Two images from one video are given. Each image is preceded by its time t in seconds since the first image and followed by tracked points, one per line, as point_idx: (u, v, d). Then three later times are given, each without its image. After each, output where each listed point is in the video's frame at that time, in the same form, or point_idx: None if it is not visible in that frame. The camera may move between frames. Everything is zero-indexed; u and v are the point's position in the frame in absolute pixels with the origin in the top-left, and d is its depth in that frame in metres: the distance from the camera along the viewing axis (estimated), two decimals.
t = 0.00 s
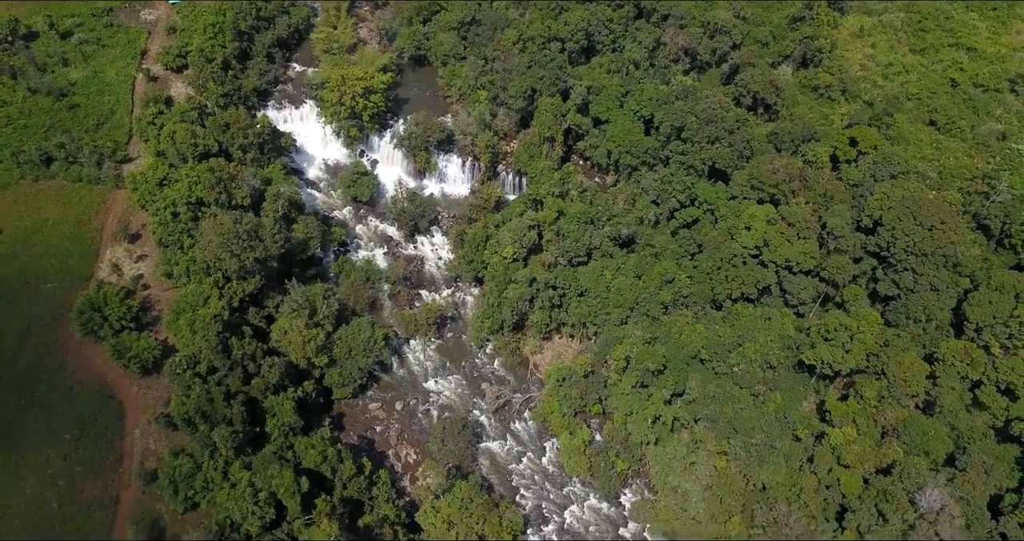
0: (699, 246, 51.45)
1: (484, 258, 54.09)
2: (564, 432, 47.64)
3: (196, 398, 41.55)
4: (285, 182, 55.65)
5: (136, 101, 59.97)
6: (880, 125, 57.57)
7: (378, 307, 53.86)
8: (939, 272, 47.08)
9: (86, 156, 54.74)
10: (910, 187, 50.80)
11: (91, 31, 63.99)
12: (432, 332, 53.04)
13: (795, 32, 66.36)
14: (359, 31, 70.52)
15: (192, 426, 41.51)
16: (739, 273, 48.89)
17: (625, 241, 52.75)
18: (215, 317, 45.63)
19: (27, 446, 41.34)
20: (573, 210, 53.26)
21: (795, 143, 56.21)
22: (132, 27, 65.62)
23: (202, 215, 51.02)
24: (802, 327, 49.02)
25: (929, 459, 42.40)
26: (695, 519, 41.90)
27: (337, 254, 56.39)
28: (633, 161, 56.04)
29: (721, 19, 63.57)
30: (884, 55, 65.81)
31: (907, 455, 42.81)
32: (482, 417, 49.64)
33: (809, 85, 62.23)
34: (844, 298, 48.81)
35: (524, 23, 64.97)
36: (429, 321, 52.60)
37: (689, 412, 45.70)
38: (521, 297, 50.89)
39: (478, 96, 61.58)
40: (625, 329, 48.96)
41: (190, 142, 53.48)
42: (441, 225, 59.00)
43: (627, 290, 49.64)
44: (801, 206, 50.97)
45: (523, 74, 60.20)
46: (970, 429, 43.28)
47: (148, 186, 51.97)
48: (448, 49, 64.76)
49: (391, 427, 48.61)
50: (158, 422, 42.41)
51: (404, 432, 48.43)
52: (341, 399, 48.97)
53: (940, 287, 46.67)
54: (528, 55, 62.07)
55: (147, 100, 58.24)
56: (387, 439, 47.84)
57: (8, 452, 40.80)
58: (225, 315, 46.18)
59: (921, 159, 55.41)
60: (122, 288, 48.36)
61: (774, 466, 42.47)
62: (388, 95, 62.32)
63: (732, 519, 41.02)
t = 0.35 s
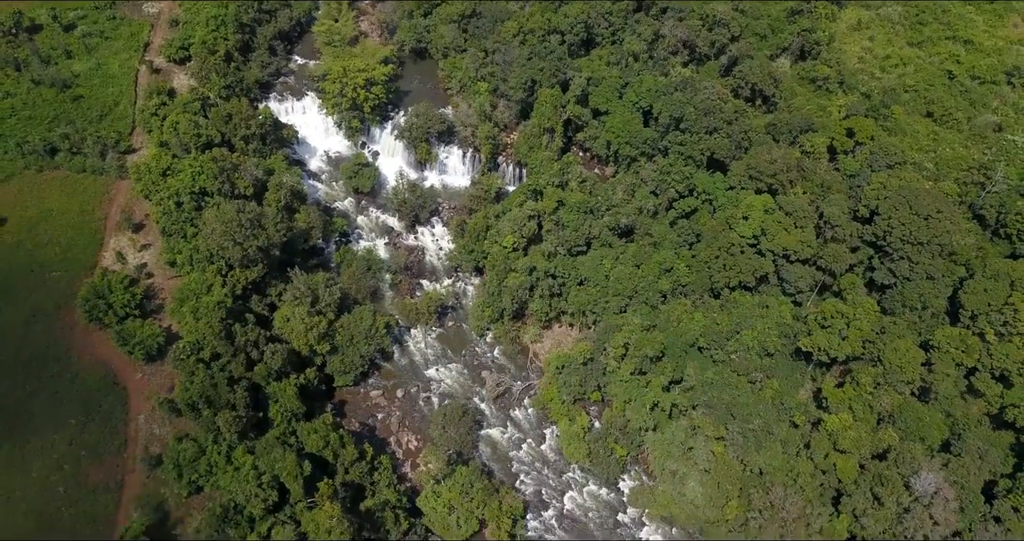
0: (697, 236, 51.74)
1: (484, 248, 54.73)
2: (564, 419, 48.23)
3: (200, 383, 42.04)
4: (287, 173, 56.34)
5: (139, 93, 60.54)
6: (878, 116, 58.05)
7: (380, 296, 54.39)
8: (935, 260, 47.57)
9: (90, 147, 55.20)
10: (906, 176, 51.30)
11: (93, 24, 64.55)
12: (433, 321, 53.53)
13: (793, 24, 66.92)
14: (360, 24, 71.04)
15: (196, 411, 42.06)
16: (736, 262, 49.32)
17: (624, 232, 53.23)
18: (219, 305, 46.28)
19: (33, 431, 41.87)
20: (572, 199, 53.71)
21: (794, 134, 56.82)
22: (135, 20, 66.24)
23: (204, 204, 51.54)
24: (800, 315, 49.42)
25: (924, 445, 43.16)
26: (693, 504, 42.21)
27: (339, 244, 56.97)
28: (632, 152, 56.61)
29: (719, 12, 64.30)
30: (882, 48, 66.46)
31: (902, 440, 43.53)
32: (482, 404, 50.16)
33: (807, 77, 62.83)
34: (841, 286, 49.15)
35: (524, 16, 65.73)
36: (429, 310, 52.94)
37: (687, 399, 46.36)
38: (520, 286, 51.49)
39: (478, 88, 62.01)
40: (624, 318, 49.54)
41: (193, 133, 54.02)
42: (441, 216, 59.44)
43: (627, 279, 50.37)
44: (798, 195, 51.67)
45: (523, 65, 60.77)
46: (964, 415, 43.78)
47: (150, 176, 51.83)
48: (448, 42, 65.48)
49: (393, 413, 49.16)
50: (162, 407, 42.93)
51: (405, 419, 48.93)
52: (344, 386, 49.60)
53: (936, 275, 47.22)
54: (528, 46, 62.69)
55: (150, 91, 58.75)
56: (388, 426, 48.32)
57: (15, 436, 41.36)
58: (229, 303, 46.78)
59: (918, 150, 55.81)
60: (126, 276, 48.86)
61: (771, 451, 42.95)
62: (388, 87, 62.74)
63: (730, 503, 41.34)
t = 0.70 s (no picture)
0: (695, 224, 52.11)
1: (484, 237, 55.30)
2: (563, 404, 48.86)
3: (205, 366, 42.77)
4: (290, 162, 57.01)
5: (142, 84, 61.31)
6: (875, 107, 58.52)
7: (381, 285, 54.92)
8: (930, 248, 48.10)
9: (94, 137, 55.82)
10: (902, 165, 51.82)
11: (97, 16, 65.34)
12: (434, 309, 54.20)
13: (791, 16, 67.48)
14: (361, 16, 71.32)
15: (200, 395, 42.59)
16: (734, 250, 49.79)
17: (622, 220, 54.31)
18: (222, 291, 46.98)
19: (38, 413, 42.30)
20: (572, 188, 54.05)
21: (791, 125, 57.69)
22: (138, 13, 67.19)
23: (208, 193, 52.10)
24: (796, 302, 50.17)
25: (919, 429, 43.78)
26: (692, 488, 42.92)
27: (341, 234, 57.51)
28: (632, 142, 57.19)
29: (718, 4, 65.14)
30: (879, 41, 67.21)
31: (896, 424, 44.10)
32: (482, 391, 50.73)
33: (804, 68, 63.48)
34: (837, 274, 50.05)
35: (524, 8, 66.57)
36: (430, 298, 53.75)
37: (684, 385, 46.73)
38: (520, 273, 52.14)
39: (479, 79, 63.21)
40: (623, 305, 50.05)
41: (196, 123, 54.63)
42: (442, 206, 59.92)
43: (626, 266, 50.86)
44: (795, 183, 52.26)
45: (523, 56, 61.72)
46: (958, 401, 44.32)
47: (155, 165, 52.46)
48: (449, 34, 66.66)
49: (394, 400, 49.72)
50: (167, 391, 43.49)
51: (406, 405, 49.51)
52: (345, 373, 50.20)
53: (931, 263, 47.73)
54: (529, 38, 63.77)
55: (153, 82, 59.46)
56: (390, 412, 48.96)
57: (20, 419, 41.77)
58: (232, 289, 47.38)
59: (914, 140, 56.31)
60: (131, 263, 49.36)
61: (768, 435, 43.38)
62: (389, 78, 63.28)
63: (727, 486, 42.29)
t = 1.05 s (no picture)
0: (693, 215, 53.18)
1: (485, 226, 55.76)
2: (563, 391, 49.34)
3: (209, 352, 43.44)
4: (291, 152, 57.25)
5: (145, 76, 61.81)
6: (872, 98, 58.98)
7: (383, 274, 55.46)
8: (926, 236, 48.67)
9: (97, 128, 56.32)
10: (898, 156, 52.34)
11: (100, 9, 65.84)
12: (434, 298, 54.63)
13: (789, 9, 68.09)
14: (363, 10, 71.64)
15: (203, 381, 43.07)
16: (731, 239, 50.24)
17: (622, 210, 54.84)
18: (225, 279, 47.36)
19: (43, 399, 42.66)
20: (572, 178, 54.62)
21: (790, 116, 57.93)
22: (140, 5, 67.69)
23: (211, 183, 52.59)
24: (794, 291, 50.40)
25: (915, 416, 44.24)
26: (690, 473, 43.93)
27: (342, 224, 57.74)
28: (631, 133, 57.81)
29: None
30: (876, 34, 67.77)
31: (893, 411, 44.45)
32: (482, 379, 51.19)
33: (802, 61, 64.07)
34: (834, 264, 50.34)
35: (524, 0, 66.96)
36: (431, 288, 54.02)
37: (680, 371, 47.42)
38: (520, 263, 52.22)
39: (479, 71, 63.74)
40: (623, 294, 50.50)
41: (199, 114, 55.11)
42: (442, 197, 60.47)
43: (626, 255, 51.48)
44: (793, 172, 52.64)
45: (523, 48, 62.23)
46: (953, 388, 44.78)
47: (158, 155, 53.32)
48: (449, 26, 67.27)
49: (395, 387, 50.10)
50: (171, 377, 44.00)
51: (407, 393, 49.95)
52: (347, 360, 50.65)
53: (927, 252, 48.28)
54: (529, 30, 64.11)
55: (156, 74, 59.89)
56: (390, 399, 49.27)
57: (25, 404, 42.12)
58: (235, 276, 47.94)
59: (911, 132, 56.75)
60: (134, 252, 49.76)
61: (764, 420, 44.34)
62: (391, 71, 64.09)
63: (723, 471, 43.29)
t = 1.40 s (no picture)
0: (692, 203, 53.84)
1: (485, 215, 56.42)
2: (562, 377, 49.92)
3: (212, 337, 44.03)
4: (293, 142, 57.76)
5: (149, 67, 62.49)
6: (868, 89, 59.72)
7: (384, 263, 55.89)
8: (921, 224, 49.14)
9: (101, 118, 56.89)
10: (895, 144, 52.69)
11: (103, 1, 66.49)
12: (435, 286, 55.35)
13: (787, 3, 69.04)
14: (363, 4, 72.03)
15: (207, 365, 43.75)
16: (729, 226, 50.85)
17: (622, 199, 55.46)
18: (229, 265, 48.03)
19: (48, 383, 43.06)
20: (572, 167, 55.72)
21: (787, 107, 58.53)
22: None
23: (214, 171, 53.25)
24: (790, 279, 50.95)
25: (911, 401, 44.63)
26: (687, 457, 44.45)
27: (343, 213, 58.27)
28: (630, 124, 58.56)
29: None
30: (873, 26, 68.36)
31: (888, 396, 44.89)
32: (483, 365, 51.76)
33: (800, 52, 64.66)
34: (830, 252, 51.47)
35: None
36: (431, 276, 54.73)
37: (677, 357, 47.92)
38: (520, 251, 53.04)
39: (479, 62, 64.56)
40: (622, 282, 51.15)
41: (202, 103, 55.67)
42: (443, 187, 61.04)
43: (625, 241, 52.51)
44: (790, 161, 52.73)
45: (523, 39, 62.72)
46: (947, 374, 45.62)
47: (161, 144, 53.69)
48: (450, 19, 68.19)
49: (396, 374, 50.64)
50: (175, 362, 44.62)
51: (408, 379, 50.47)
52: (349, 347, 51.17)
53: (923, 240, 48.71)
54: (530, 21, 64.58)
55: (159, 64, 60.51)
56: (392, 385, 49.81)
57: (31, 387, 42.54)
58: (238, 263, 48.59)
59: (907, 122, 57.32)
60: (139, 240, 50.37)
61: (761, 405, 44.81)
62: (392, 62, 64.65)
63: (722, 455, 43.70)
